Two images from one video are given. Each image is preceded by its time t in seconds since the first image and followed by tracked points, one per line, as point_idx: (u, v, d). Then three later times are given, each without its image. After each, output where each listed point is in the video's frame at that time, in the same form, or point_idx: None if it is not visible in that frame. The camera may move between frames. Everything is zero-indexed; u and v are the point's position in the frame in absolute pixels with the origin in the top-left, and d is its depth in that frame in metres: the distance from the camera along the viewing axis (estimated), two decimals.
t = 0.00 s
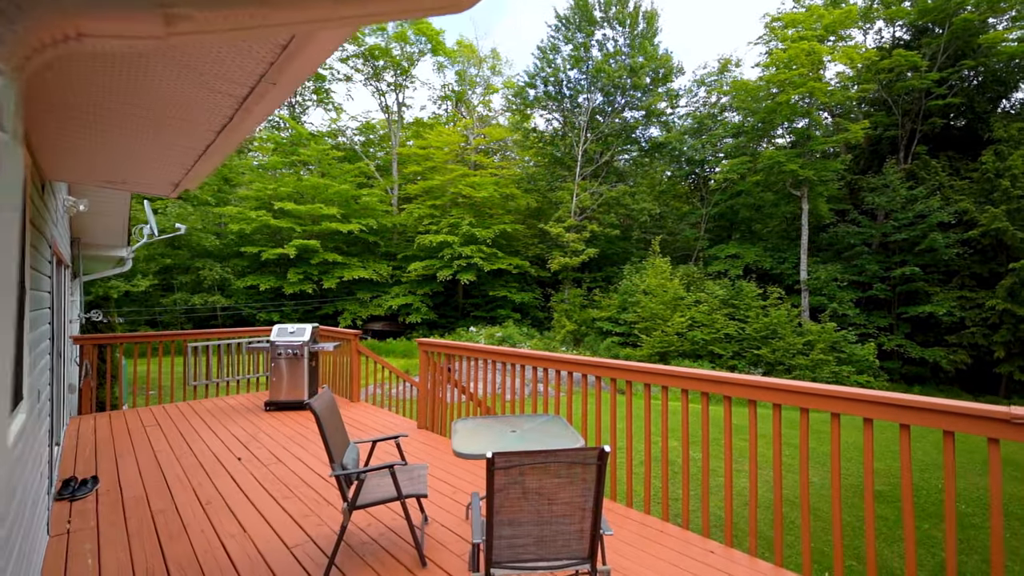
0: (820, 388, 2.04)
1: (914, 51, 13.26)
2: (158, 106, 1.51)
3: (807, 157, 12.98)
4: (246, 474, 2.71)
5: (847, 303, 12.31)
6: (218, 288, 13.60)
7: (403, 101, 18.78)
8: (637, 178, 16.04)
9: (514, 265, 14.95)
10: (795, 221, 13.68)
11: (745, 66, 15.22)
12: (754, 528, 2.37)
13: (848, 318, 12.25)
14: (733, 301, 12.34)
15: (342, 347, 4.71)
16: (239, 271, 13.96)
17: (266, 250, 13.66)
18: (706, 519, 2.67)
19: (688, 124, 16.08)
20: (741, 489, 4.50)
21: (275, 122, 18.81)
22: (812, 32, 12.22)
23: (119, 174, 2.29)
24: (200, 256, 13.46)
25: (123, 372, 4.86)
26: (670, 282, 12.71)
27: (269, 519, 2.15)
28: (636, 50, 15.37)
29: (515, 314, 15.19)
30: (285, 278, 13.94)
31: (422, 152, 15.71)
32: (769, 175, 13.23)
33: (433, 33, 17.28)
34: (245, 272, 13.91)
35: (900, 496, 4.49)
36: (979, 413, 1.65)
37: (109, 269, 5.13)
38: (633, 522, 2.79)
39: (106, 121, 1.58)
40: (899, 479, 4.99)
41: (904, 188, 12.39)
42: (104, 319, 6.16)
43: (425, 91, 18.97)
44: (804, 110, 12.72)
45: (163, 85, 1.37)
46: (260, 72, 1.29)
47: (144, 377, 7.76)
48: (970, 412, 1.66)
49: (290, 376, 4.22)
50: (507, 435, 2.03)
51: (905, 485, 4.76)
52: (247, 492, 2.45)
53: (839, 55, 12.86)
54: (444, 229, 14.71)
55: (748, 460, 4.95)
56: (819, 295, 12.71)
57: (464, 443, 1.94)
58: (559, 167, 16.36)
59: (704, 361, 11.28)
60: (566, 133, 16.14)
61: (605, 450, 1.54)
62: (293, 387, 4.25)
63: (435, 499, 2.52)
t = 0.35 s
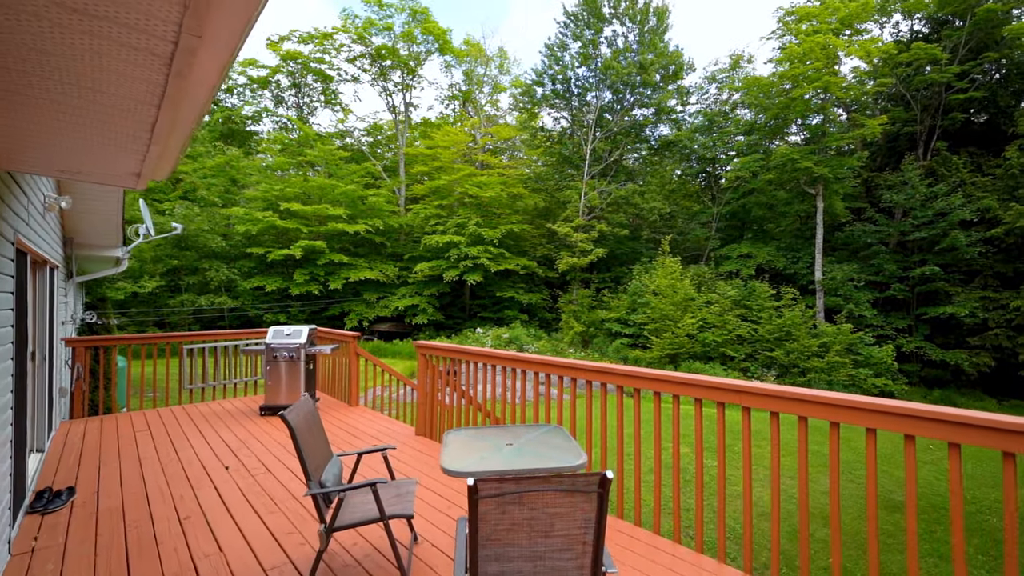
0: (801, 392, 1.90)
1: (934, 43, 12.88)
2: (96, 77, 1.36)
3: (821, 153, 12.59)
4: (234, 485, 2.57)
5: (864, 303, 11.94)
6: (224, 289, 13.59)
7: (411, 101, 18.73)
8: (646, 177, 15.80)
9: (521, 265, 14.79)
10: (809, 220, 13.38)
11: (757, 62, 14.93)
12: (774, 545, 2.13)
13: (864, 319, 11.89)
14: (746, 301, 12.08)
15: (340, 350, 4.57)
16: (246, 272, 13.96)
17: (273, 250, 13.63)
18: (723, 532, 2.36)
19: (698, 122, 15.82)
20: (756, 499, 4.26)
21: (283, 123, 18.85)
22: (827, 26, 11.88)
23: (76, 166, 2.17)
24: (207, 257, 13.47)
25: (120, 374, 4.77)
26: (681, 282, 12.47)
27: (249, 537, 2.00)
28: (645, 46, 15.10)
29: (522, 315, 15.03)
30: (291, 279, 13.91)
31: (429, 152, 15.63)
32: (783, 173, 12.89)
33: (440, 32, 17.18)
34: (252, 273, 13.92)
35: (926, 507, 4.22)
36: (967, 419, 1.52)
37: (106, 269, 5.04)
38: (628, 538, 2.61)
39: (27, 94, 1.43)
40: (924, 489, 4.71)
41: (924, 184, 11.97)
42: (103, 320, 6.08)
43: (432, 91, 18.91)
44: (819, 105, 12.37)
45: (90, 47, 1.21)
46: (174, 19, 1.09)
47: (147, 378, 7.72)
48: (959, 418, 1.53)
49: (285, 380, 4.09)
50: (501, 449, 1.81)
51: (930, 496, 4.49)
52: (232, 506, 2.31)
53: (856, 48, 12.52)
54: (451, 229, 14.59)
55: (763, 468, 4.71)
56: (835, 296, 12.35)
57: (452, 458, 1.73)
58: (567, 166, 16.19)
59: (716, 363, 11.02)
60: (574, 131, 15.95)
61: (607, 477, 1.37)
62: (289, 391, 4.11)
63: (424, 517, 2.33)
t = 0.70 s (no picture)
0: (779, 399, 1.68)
1: (947, 38, 12.58)
2: None
3: (831, 151, 12.30)
4: (213, 497, 2.44)
5: (875, 304, 11.66)
6: (226, 290, 13.51)
7: (413, 101, 18.61)
8: (651, 176, 15.58)
9: (524, 266, 14.62)
10: (818, 219, 13.13)
11: (764, 59, 14.69)
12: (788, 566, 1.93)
13: (875, 320, 11.62)
14: (753, 302, 11.85)
15: (333, 353, 4.42)
16: (248, 273, 13.89)
17: (274, 251, 13.54)
18: (734, 545, 2.17)
19: (705, 121, 15.59)
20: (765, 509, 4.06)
21: (286, 124, 18.79)
22: (837, 20, 11.60)
23: (15, 152, 2.03)
24: (208, 258, 13.39)
25: (110, 377, 4.67)
26: (686, 282, 12.25)
27: (214, 558, 1.85)
28: (650, 43, 14.88)
29: (526, 316, 14.87)
30: (293, 280, 13.82)
31: (432, 152, 15.52)
32: (791, 171, 12.63)
33: (443, 31, 17.05)
34: (253, 273, 13.86)
35: (946, 519, 4.01)
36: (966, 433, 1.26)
37: (96, 269, 4.94)
38: (627, 560, 2.43)
39: None
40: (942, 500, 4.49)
41: (936, 182, 11.67)
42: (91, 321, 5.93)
43: (435, 91, 18.79)
44: (828, 102, 12.10)
45: None
46: None
47: (145, 380, 7.63)
48: (956, 433, 1.27)
49: (275, 383, 3.94)
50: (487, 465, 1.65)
51: (950, 506, 4.27)
52: (204, 521, 2.17)
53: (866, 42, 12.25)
54: (453, 229, 14.46)
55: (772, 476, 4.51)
56: (844, 297, 12.08)
57: (431, 478, 1.56)
58: (570, 165, 16.02)
59: (723, 365, 10.79)
60: (578, 130, 15.75)
61: (597, 516, 1.24)
62: (279, 395, 3.96)
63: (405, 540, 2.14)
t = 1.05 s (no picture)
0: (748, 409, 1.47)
1: (953, 34, 12.36)
2: None
3: (835, 149, 12.08)
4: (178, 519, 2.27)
5: (879, 305, 11.46)
6: (222, 290, 13.39)
7: (413, 100, 18.49)
8: (652, 175, 15.41)
9: (524, 266, 14.47)
10: (821, 218, 12.94)
11: (767, 56, 14.50)
12: None
13: (880, 321, 11.40)
14: (755, 302, 11.68)
15: (319, 356, 4.28)
16: (245, 273, 13.81)
17: (271, 251, 13.42)
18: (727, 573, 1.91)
19: (706, 120, 15.41)
20: (768, 519, 3.87)
21: (285, 124, 18.68)
22: (840, 16, 11.38)
23: None
24: (204, 258, 13.28)
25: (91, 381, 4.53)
26: (688, 283, 12.08)
27: None
28: (651, 41, 14.68)
29: (525, 317, 14.73)
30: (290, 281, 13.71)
31: (431, 151, 15.40)
32: (793, 170, 12.42)
33: (442, 29, 16.89)
34: (250, 274, 13.78)
35: (958, 530, 3.80)
36: (955, 448, 1.05)
37: (77, 269, 4.81)
38: None
39: None
40: (952, 509, 4.29)
41: (942, 180, 11.45)
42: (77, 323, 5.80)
43: (434, 90, 18.67)
44: (831, 99, 11.92)
45: None
46: None
47: (135, 382, 7.50)
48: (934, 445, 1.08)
49: (257, 388, 3.78)
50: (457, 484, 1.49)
51: (960, 515, 4.09)
52: (163, 547, 2.01)
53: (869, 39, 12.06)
54: (452, 229, 14.32)
55: (775, 484, 4.32)
56: (848, 297, 11.88)
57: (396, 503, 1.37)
58: (571, 164, 15.88)
59: (725, 367, 10.60)
60: (578, 130, 15.61)
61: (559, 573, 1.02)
62: (260, 401, 3.80)
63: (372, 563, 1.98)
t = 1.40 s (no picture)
0: (728, 425, 1.30)
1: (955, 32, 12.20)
2: None
3: (835, 148, 11.88)
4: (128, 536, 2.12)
5: (880, 305, 11.31)
6: (215, 290, 13.24)
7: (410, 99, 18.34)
8: (651, 175, 15.29)
9: (521, 266, 14.34)
10: (821, 218, 12.82)
11: (767, 54, 14.32)
12: None
13: (880, 322, 11.26)
14: (754, 303, 11.54)
15: (300, 358, 4.15)
16: (238, 273, 13.69)
17: (264, 251, 13.27)
18: None
19: (705, 119, 15.25)
20: (764, 528, 3.72)
21: (281, 123, 18.53)
22: (841, 13, 11.18)
23: None
24: (197, 258, 13.13)
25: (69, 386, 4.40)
26: (686, 283, 11.93)
27: None
28: (649, 38, 14.53)
29: (522, 317, 14.59)
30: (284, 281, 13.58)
31: (428, 151, 15.23)
32: (793, 169, 12.25)
33: (438, 27, 16.73)
34: (243, 274, 13.67)
35: (962, 540, 3.65)
36: (940, 469, 0.93)
37: (50, 269, 4.66)
38: None
39: None
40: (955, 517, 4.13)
41: (944, 179, 11.27)
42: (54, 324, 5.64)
43: (432, 88, 18.52)
44: (831, 99, 11.76)
45: None
46: None
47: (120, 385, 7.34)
48: (929, 471, 0.94)
49: (232, 393, 3.63)
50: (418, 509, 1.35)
51: (964, 525, 3.92)
52: (108, 570, 1.86)
53: (870, 36, 11.89)
54: (448, 229, 14.17)
55: (772, 491, 4.18)
56: (848, 297, 11.73)
57: (342, 532, 1.24)
58: (569, 163, 15.74)
59: (723, 368, 10.45)
60: (576, 129, 15.47)
61: None
62: (236, 407, 3.66)
63: None
